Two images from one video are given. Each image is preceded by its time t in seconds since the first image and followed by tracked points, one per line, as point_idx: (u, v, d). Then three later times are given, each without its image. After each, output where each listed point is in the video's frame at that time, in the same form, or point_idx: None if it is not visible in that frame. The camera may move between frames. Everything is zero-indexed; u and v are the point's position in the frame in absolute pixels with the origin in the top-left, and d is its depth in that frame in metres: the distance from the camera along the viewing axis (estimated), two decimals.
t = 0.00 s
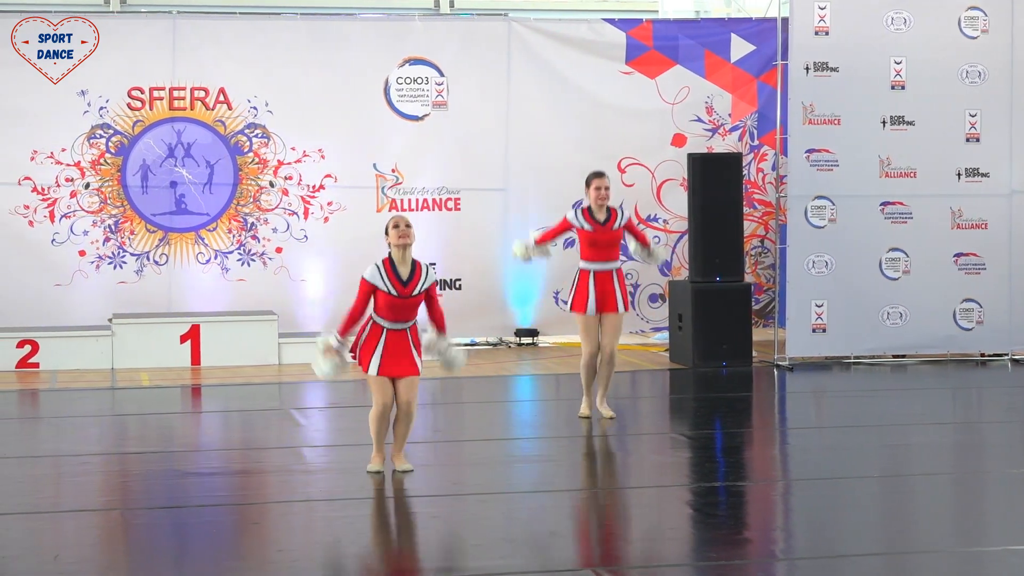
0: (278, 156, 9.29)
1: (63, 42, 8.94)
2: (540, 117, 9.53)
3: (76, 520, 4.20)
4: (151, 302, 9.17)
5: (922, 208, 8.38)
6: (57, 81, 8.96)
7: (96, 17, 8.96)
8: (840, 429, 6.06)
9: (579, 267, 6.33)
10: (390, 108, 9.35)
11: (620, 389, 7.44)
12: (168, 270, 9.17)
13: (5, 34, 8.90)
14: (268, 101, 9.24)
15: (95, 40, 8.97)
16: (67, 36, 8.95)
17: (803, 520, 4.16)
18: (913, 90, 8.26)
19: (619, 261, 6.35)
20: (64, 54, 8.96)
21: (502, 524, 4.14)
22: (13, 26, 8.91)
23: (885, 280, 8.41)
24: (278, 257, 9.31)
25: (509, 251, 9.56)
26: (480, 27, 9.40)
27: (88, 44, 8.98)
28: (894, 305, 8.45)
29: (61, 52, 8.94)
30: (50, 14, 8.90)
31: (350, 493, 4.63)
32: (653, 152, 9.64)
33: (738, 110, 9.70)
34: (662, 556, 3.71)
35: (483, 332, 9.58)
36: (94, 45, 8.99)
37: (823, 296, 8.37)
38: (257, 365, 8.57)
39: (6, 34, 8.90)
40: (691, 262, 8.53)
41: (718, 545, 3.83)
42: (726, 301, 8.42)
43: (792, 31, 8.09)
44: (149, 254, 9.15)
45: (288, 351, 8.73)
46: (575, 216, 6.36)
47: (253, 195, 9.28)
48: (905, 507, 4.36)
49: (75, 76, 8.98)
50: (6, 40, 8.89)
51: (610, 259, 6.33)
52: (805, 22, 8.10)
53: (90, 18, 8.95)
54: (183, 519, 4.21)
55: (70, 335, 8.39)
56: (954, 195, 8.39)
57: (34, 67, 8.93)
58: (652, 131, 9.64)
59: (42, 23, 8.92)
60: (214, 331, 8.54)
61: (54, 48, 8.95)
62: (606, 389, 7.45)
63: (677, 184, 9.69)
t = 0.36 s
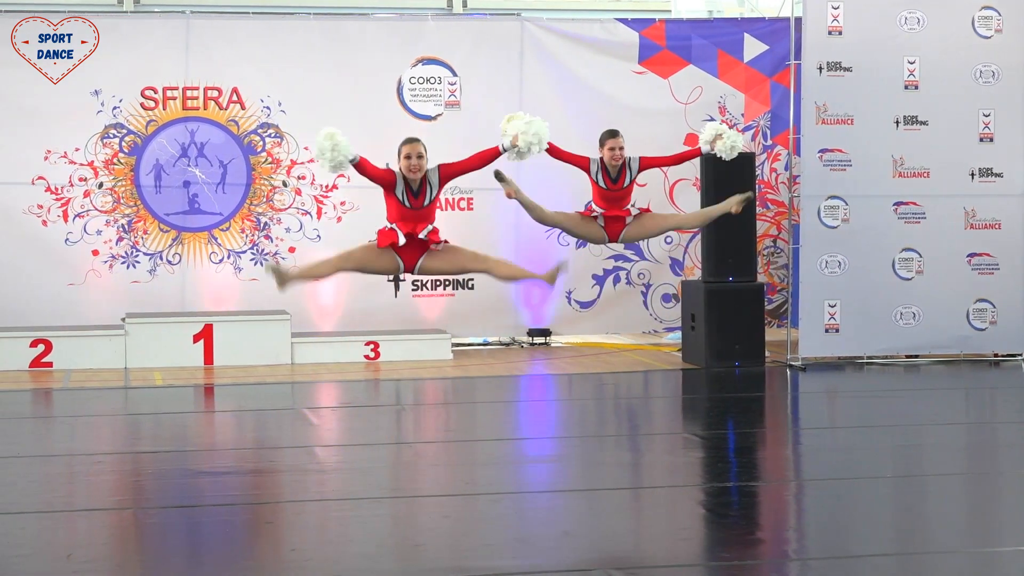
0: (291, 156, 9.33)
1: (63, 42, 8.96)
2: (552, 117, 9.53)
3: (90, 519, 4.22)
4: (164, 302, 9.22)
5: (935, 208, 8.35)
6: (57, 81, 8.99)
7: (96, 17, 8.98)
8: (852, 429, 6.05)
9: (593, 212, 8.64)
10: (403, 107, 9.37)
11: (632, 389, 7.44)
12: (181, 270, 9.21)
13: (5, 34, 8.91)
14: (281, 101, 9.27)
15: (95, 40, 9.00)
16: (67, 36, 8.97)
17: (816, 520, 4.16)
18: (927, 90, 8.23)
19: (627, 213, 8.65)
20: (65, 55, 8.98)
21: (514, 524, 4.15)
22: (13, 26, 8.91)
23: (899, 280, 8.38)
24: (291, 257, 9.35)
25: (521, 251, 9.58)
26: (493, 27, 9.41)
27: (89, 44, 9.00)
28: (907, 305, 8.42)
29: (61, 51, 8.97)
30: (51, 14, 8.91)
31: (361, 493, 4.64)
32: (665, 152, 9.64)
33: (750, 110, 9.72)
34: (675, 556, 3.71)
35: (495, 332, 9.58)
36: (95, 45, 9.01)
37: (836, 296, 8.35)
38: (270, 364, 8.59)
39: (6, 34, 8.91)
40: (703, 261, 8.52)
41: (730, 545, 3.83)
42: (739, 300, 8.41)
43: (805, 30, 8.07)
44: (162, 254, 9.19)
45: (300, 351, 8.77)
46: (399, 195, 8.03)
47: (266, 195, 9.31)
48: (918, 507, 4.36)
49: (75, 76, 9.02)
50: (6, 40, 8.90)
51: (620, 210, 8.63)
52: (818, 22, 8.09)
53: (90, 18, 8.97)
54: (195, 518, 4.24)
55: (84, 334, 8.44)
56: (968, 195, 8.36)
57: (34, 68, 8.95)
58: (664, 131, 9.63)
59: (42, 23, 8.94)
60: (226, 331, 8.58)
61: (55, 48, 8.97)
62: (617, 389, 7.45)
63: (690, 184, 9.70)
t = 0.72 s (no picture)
0: (297, 156, 9.33)
1: (64, 42, 8.97)
2: (557, 117, 9.54)
3: (96, 519, 4.23)
4: (170, 302, 9.23)
5: (941, 208, 8.33)
6: (57, 81, 9.00)
7: (95, 17, 8.99)
8: (857, 429, 6.05)
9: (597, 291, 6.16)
10: (408, 107, 9.38)
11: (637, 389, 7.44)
12: (186, 270, 9.23)
13: (5, 34, 8.92)
14: (287, 100, 9.27)
15: (95, 40, 9.01)
16: (67, 36, 8.98)
17: (821, 520, 4.15)
18: (933, 90, 8.21)
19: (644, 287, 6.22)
20: (64, 54, 8.99)
21: (519, 524, 4.15)
22: (13, 26, 8.93)
23: (904, 280, 8.37)
24: (296, 257, 9.34)
25: (526, 251, 9.58)
26: (497, 26, 9.41)
27: (90, 44, 9.02)
28: (912, 306, 8.41)
29: (62, 51, 8.98)
30: (50, 14, 8.92)
31: (366, 492, 4.65)
32: (671, 152, 9.63)
33: (756, 110, 9.69)
34: (679, 556, 3.71)
35: (500, 331, 9.60)
36: (96, 45, 9.02)
37: (842, 296, 8.34)
38: (275, 364, 8.61)
39: (6, 34, 8.92)
40: (709, 262, 8.51)
41: (735, 545, 3.83)
42: (745, 301, 8.40)
43: (810, 29, 8.06)
44: (168, 254, 9.21)
45: (305, 351, 8.78)
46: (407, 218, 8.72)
47: (272, 195, 9.33)
48: (923, 507, 4.35)
49: (76, 76, 9.02)
50: (6, 40, 8.91)
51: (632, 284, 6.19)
52: (824, 22, 8.08)
53: (91, 18, 8.98)
54: (200, 518, 4.24)
55: (90, 334, 8.46)
56: (974, 195, 8.34)
57: (34, 68, 8.96)
58: (670, 131, 9.63)
59: (42, 23, 8.95)
60: (231, 331, 8.59)
61: (55, 48, 8.98)
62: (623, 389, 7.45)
63: (695, 184, 9.69)
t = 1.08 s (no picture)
0: (297, 156, 9.33)
1: (63, 42, 8.97)
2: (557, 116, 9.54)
3: (96, 519, 4.23)
4: (170, 301, 9.23)
5: (941, 207, 8.33)
6: (57, 81, 9.00)
7: (96, 17, 8.98)
8: (857, 428, 6.04)
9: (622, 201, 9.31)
10: (408, 107, 9.37)
11: (637, 388, 7.43)
12: (186, 269, 9.23)
13: (5, 34, 8.92)
14: (287, 100, 9.27)
15: (95, 40, 9.00)
16: (67, 36, 8.98)
17: (821, 520, 4.15)
18: (933, 90, 8.22)
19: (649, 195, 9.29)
20: (64, 54, 8.99)
21: (519, 523, 4.15)
22: (13, 26, 8.93)
23: (904, 280, 8.37)
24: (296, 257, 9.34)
25: (526, 251, 9.58)
26: (498, 26, 9.41)
27: (89, 44, 9.01)
28: (912, 305, 8.41)
29: (61, 51, 8.97)
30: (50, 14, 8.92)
31: (366, 492, 4.65)
32: (670, 151, 9.63)
33: (756, 109, 9.69)
34: (679, 556, 3.71)
35: (500, 331, 9.61)
36: (95, 45, 9.02)
37: (841, 296, 8.34)
38: (275, 364, 8.61)
39: (6, 34, 8.92)
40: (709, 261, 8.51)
41: (735, 545, 3.83)
42: (745, 300, 8.40)
43: (810, 28, 8.06)
44: (168, 254, 9.21)
45: (305, 350, 8.77)
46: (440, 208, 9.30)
47: (271, 195, 9.33)
48: (924, 507, 4.35)
49: (76, 76, 9.02)
50: (6, 40, 8.91)
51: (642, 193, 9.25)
52: (824, 21, 8.08)
53: (90, 18, 8.98)
54: (200, 518, 4.24)
55: (89, 334, 8.46)
56: (974, 195, 8.34)
57: (34, 67, 8.96)
58: (670, 130, 9.63)
59: (42, 23, 8.95)
60: (231, 330, 8.59)
61: (55, 48, 8.98)
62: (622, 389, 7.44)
63: (695, 183, 9.70)
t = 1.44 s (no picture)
0: (296, 156, 9.33)
1: (64, 42, 8.97)
2: (556, 116, 9.54)
3: (96, 518, 4.24)
4: (169, 301, 9.23)
5: (941, 207, 8.33)
6: (57, 81, 9.00)
7: (96, 17, 8.98)
8: (857, 429, 6.04)
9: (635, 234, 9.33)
10: (408, 107, 9.38)
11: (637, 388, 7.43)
12: (186, 269, 9.22)
13: (4, 34, 8.92)
14: (287, 100, 9.27)
15: (95, 40, 9.00)
16: (67, 36, 8.98)
17: (821, 520, 4.15)
18: (932, 89, 8.22)
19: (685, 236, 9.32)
20: (64, 54, 8.99)
21: (520, 523, 4.15)
22: (13, 26, 8.93)
23: (904, 280, 8.37)
24: (296, 257, 9.34)
25: (526, 251, 9.58)
26: (498, 26, 9.41)
27: (89, 44, 9.01)
28: (912, 305, 8.41)
29: (62, 51, 8.97)
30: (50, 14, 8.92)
31: (367, 492, 4.65)
32: (670, 151, 9.63)
33: (756, 109, 9.69)
34: (679, 556, 3.71)
35: (500, 331, 9.62)
36: (95, 45, 9.02)
37: (841, 296, 8.34)
38: (274, 364, 8.61)
39: (6, 34, 8.92)
40: (709, 261, 8.51)
41: (735, 545, 3.83)
42: (745, 300, 8.40)
43: (810, 28, 8.06)
44: (167, 253, 9.21)
45: (305, 350, 8.78)
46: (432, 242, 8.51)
47: (271, 195, 9.33)
48: (923, 507, 4.35)
49: (76, 76, 9.02)
50: (6, 40, 8.91)
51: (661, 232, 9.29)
52: (823, 21, 8.08)
53: (90, 18, 8.98)
54: (201, 517, 4.25)
55: (89, 333, 8.46)
56: (973, 195, 8.34)
57: (34, 67, 8.96)
58: (669, 130, 9.63)
59: (41, 23, 8.95)
60: (231, 330, 8.59)
61: (55, 48, 8.98)
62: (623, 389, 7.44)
63: (695, 183, 9.70)
